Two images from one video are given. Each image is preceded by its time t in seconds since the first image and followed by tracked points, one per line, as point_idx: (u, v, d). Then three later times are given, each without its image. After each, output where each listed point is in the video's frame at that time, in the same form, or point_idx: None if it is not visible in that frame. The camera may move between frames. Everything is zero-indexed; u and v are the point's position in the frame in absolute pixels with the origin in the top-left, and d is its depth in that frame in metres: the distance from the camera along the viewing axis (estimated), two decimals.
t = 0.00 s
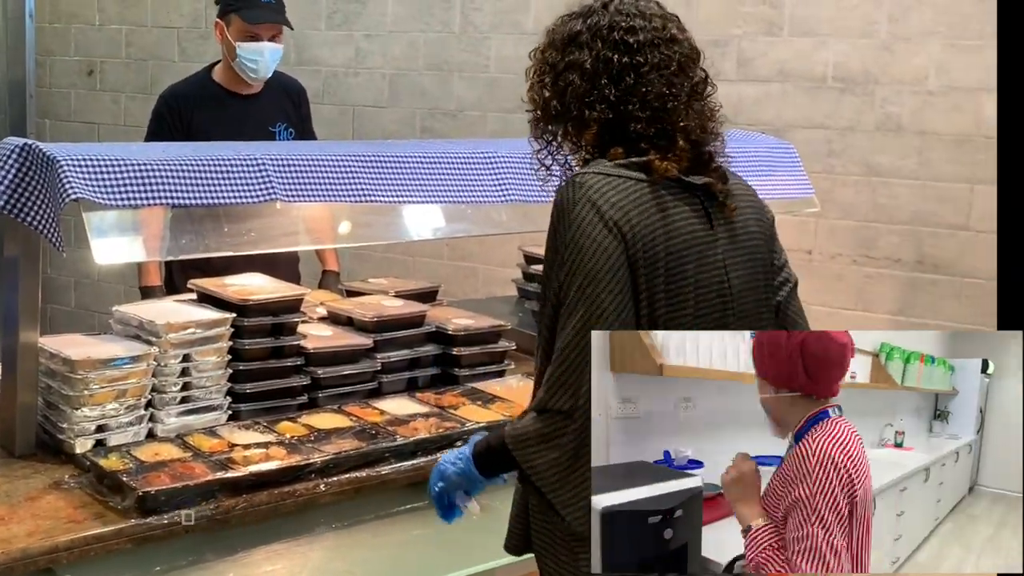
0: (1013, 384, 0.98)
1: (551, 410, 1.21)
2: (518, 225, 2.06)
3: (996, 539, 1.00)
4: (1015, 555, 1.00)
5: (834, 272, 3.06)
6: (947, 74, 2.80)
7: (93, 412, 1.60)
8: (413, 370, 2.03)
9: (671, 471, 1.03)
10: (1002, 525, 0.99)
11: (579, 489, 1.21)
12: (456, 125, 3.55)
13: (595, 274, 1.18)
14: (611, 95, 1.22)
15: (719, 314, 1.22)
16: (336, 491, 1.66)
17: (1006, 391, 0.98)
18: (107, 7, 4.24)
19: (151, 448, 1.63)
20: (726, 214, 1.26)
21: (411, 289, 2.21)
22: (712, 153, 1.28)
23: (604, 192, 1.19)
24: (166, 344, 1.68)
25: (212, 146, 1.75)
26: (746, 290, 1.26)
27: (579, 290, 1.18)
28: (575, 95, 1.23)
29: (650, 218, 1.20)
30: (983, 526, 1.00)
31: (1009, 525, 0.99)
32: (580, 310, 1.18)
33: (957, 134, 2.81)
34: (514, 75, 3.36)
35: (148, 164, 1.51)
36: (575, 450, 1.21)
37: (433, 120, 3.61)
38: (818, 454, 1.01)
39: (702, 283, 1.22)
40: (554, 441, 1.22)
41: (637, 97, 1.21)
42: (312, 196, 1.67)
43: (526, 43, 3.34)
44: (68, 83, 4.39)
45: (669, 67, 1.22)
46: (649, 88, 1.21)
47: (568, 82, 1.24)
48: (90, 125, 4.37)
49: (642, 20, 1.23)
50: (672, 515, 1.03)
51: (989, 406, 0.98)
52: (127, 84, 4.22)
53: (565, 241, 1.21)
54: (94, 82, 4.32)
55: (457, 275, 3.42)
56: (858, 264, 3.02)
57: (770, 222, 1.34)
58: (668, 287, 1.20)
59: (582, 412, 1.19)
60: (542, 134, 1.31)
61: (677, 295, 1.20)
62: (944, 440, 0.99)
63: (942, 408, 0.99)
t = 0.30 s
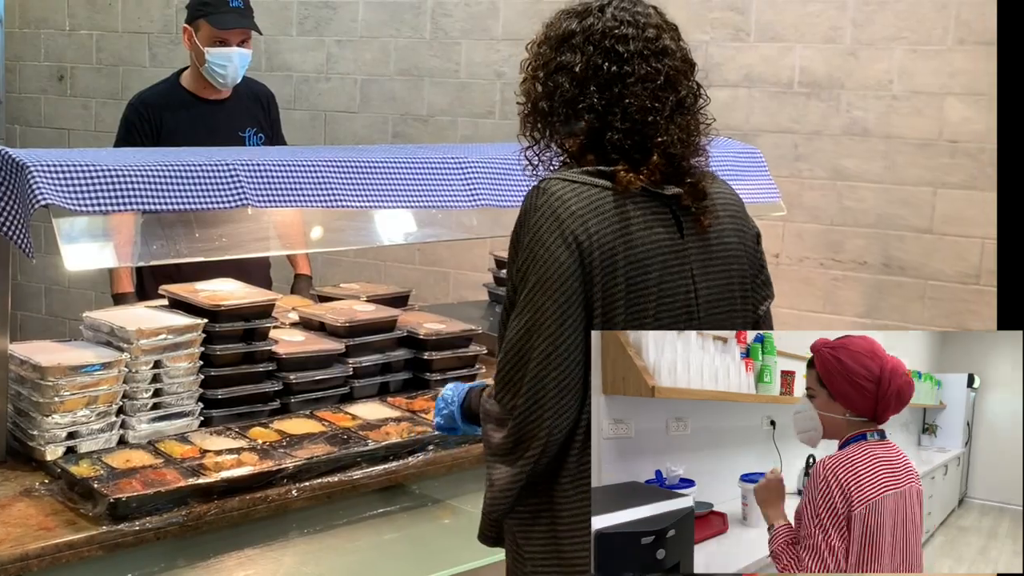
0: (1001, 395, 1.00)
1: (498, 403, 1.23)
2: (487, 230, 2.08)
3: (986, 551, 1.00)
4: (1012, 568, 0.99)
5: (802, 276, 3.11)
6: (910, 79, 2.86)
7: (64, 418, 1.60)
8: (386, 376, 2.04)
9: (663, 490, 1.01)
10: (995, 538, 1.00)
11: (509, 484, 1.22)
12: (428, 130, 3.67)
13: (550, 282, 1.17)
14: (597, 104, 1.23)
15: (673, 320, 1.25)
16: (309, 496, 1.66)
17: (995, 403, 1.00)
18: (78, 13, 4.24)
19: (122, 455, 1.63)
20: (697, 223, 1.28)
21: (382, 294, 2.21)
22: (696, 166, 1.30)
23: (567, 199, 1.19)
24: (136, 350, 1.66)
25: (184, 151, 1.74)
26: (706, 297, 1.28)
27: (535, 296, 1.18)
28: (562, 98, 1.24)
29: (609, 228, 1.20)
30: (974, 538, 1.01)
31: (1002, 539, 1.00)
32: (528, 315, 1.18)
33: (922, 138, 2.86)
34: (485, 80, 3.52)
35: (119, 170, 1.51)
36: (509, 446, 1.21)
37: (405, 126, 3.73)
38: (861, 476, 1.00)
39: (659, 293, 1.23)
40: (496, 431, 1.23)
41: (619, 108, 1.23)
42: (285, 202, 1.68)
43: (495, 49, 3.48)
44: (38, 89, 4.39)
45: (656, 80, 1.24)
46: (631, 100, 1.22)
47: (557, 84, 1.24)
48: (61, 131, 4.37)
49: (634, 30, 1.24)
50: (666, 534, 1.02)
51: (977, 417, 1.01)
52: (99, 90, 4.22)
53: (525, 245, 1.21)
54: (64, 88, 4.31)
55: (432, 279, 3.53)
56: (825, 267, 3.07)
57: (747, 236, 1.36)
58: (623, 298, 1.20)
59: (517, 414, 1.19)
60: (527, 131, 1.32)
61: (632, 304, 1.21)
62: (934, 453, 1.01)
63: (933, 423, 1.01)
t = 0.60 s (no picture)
0: None
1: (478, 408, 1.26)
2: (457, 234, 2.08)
3: None
4: None
5: (768, 279, 3.25)
6: (874, 85, 2.98)
7: (33, 424, 1.59)
8: (356, 380, 2.04)
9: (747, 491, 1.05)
10: None
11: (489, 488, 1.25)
12: (398, 135, 3.79)
13: (526, 286, 1.18)
14: (574, 109, 1.24)
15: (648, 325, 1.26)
16: (279, 501, 1.66)
17: None
18: (49, 18, 4.43)
19: (91, 461, 1.62)
20: (672, 230, 1.29)
21: (354, 298, 2.22)
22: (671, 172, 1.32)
23: (543, 204, 1.21)
24: (106, 356, 1.66)
25: (155, 155, 1.74)
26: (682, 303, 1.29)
27: (512, 300, 1.20)
28: (539, 104, 1.26)
29: (585, 233, 1.21)
30: None
31: None
32: (505, 320, 1.20)
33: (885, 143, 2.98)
34: (456, 86, 3.62)
35: (88, 175, 1.50)
36: (488, 452, 1.24)
37: (376, 130, 3.85)
38: (828, 493, 1.02)
39: (635, 299, 1.24)
40: (475, 436, 1.26)
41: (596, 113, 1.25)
42: (255, 206, 1.68)
43: (466, 55, 3.59)
44: (10, 92, 4.60)
45: (631, 84, 1.25)
46: (607, 106, 1.24)
47: (533, 89, 1.26)
48: (31, 135, 4.56)
49: (609, 36, 1.26)
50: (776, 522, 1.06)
51: None
52: (70, 94, 4.40)
53: (502, 250, 1.23)
54: (35, 92, 4.51)
55: (404, 284, 3.65)
56: (790, 271, 3.21)
57: (720, 244, 1.37)
58: (600, 302, 1.22)
59: (494, 419, 1.22)
60: (506, 135, 1.34)
61: (607, 309, 1.23)
62: None
63: None
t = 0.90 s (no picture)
0: None
1: (462, 411, 1.31)
2: (431, 238, 2.05)
3: None
4: None
5: (737, 280, 3.60)
6: (842, 90, 3.36)
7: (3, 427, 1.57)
8: (329, 383, 2.04)
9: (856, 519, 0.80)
10: None
11: (479, 486, 1.29)
12: (373, 138, 4.04)
13: (507, 284, 1.25)
14: (544, 113, 1.29)
15: (619, 319, 1.34)
16: (251, 503, 1.64)
17: None
18: (22, 20, 4.68)
19: (62, 464, 1.60)
20: (637, 228, 1.38)
21: (327, 301, 2.23)
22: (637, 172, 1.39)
23: (519, 205, 1.28)
24: (77, 359, 1.66)
25: (129, 158, 1.74)
26: (647, 297, 1.38)
27: (493, 297, 1.25)
28: (509, 109, 1.31)
29: (561, 231, 1.28)
30: None
31: None
32: (487, 318, 1.26)
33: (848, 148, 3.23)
34: (429, 89, 3.90)
35: (61, 178, 1.50)
36: (477, 451, 1.28)
37: (351, 132, 4.09)
38: None
39: (608, 294, 1.32)
40: (455, 441, 1.31)
41: (566, 117, 1.30)
42: (228, 210, 1.69)
43: (439, 58, 3.87)
44: None
45: (597, 90, 1.32)
46: (575, 109, 1.30)
47: (502, 94, 1.31)
48: (4, 137, 4.76)
49: (574, 43, 1.32)
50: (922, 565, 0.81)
51: None
52: (44, 96, 4.64)
53: (480, 251, 1.29)
54: (8, 95, 4.74)
55: (376, 287, 3.74)
56: (759, 273, 3.57)
57: (680, 245, 1.47)
58: (577, 297, 1.29)
59: (481, 416, 1.27)
60: (476, 141, 1.38)
61: (583, 304, 1.29)
62: None
63: None
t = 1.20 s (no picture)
0: None
1: (449, 410, 1.31)
2: (413, 237, 2.07)
3: None
4: None
5: (717, 280, 3.63)
6: (820, 90, 3.39)
7: None
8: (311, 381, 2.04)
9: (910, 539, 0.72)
10: None
11: (475, 487, 1.29)
12: (355, 136, 4.04)
13: (476, 275, 1.26)
14: (488, 120, 1.31)
15: (596, 302, 1.35)
16: (233, 501, 1.64)
17: None
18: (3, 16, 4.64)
19: (43, 463, 1.59)
20: (601, 212, 1.40)
21: (308, 300, 2.23)
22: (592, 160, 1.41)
23: (479, 199, 1.30)
24: (58, 357, 1.65)
25: (109, 156, 1.73)
26: (620, 279, 1.40)
27: (464, 291, 1.27)
28: (454, 120, 1.33)
29: (525, 218, 1.30)
30: None
31: None
32: (461, 310, 1.27)
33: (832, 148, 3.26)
34: (411, 87, 3.92)
35: (42, 175, 1.48)
36: (469, 448, 1.29)
37: (333, 131, 4.09)
38: None
39: (581, 278, 1.33)
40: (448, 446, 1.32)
41: (511, 121, 1.32)
42: (209, 207, 1.68)
43: (422, 57, 3.89)
44: None
45: (540, 92, 1.33)
46: (520, 112, 1.31)
47: (448, 109, 1.33)
48: None
49: (512, 50, 1.34)
50: None
51: None
52: (24, 93, 4.60)
53: (447, 249, 1.31)
54: None
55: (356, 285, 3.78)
56: (738, 273, 3.59)
57: (643, 230, 1.50)
58: (548, 282, 1.30)
59: (469, 411, 1.27)
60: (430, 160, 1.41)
61: (556, 289, 1.31)
62: None
63: None
